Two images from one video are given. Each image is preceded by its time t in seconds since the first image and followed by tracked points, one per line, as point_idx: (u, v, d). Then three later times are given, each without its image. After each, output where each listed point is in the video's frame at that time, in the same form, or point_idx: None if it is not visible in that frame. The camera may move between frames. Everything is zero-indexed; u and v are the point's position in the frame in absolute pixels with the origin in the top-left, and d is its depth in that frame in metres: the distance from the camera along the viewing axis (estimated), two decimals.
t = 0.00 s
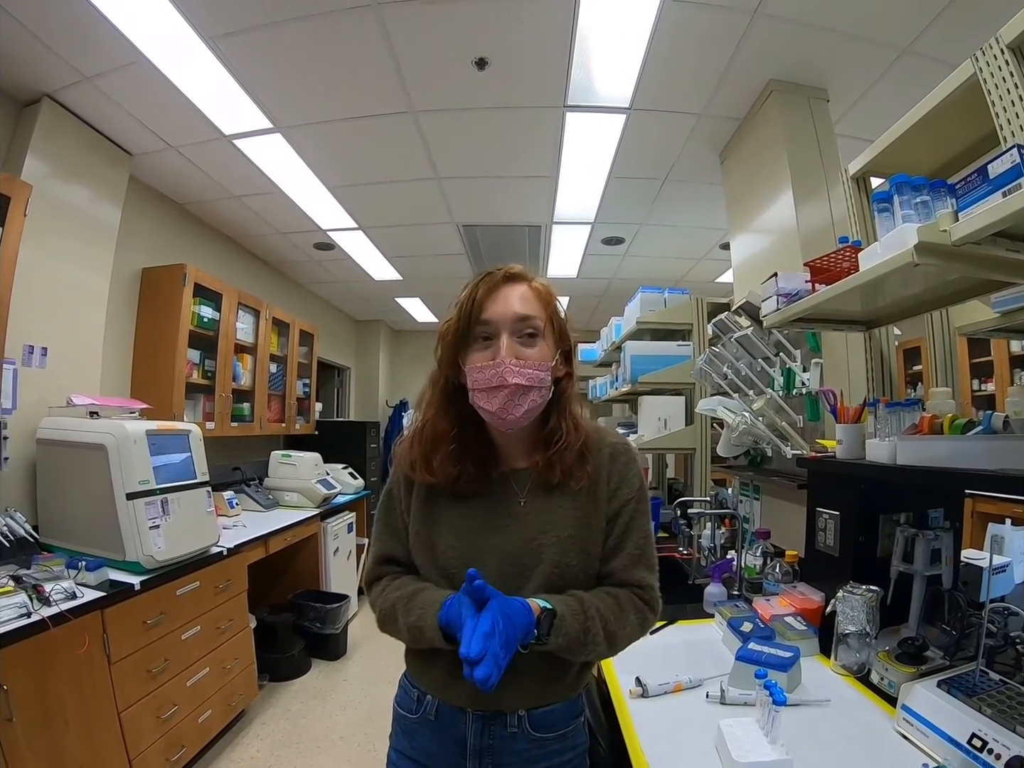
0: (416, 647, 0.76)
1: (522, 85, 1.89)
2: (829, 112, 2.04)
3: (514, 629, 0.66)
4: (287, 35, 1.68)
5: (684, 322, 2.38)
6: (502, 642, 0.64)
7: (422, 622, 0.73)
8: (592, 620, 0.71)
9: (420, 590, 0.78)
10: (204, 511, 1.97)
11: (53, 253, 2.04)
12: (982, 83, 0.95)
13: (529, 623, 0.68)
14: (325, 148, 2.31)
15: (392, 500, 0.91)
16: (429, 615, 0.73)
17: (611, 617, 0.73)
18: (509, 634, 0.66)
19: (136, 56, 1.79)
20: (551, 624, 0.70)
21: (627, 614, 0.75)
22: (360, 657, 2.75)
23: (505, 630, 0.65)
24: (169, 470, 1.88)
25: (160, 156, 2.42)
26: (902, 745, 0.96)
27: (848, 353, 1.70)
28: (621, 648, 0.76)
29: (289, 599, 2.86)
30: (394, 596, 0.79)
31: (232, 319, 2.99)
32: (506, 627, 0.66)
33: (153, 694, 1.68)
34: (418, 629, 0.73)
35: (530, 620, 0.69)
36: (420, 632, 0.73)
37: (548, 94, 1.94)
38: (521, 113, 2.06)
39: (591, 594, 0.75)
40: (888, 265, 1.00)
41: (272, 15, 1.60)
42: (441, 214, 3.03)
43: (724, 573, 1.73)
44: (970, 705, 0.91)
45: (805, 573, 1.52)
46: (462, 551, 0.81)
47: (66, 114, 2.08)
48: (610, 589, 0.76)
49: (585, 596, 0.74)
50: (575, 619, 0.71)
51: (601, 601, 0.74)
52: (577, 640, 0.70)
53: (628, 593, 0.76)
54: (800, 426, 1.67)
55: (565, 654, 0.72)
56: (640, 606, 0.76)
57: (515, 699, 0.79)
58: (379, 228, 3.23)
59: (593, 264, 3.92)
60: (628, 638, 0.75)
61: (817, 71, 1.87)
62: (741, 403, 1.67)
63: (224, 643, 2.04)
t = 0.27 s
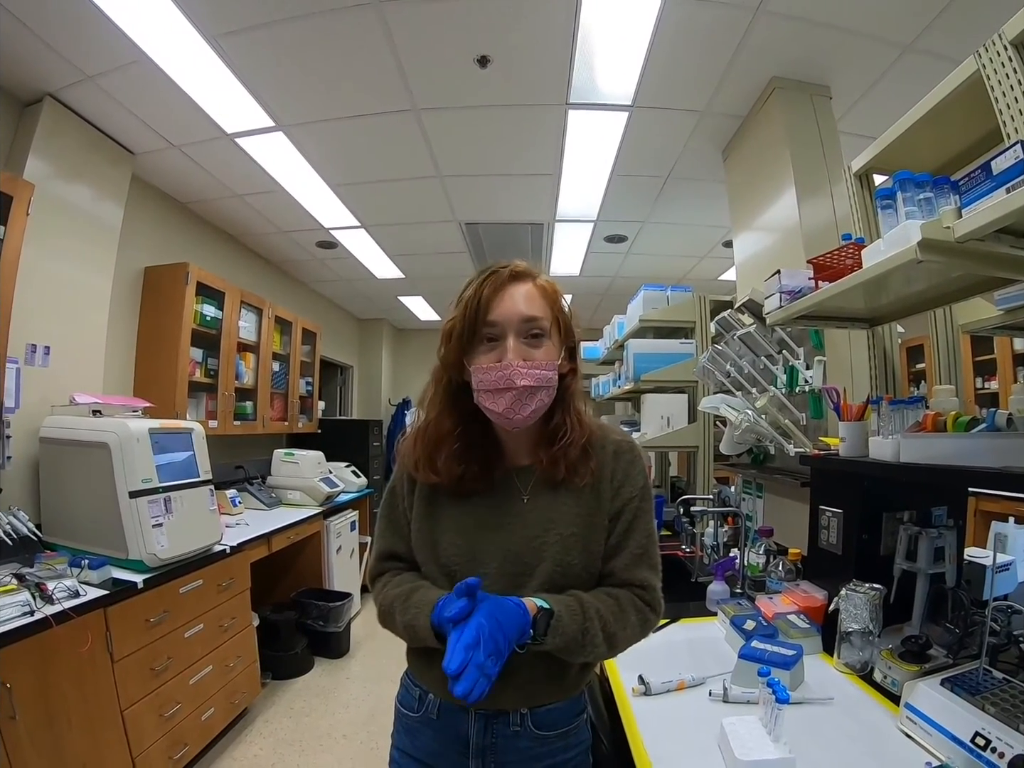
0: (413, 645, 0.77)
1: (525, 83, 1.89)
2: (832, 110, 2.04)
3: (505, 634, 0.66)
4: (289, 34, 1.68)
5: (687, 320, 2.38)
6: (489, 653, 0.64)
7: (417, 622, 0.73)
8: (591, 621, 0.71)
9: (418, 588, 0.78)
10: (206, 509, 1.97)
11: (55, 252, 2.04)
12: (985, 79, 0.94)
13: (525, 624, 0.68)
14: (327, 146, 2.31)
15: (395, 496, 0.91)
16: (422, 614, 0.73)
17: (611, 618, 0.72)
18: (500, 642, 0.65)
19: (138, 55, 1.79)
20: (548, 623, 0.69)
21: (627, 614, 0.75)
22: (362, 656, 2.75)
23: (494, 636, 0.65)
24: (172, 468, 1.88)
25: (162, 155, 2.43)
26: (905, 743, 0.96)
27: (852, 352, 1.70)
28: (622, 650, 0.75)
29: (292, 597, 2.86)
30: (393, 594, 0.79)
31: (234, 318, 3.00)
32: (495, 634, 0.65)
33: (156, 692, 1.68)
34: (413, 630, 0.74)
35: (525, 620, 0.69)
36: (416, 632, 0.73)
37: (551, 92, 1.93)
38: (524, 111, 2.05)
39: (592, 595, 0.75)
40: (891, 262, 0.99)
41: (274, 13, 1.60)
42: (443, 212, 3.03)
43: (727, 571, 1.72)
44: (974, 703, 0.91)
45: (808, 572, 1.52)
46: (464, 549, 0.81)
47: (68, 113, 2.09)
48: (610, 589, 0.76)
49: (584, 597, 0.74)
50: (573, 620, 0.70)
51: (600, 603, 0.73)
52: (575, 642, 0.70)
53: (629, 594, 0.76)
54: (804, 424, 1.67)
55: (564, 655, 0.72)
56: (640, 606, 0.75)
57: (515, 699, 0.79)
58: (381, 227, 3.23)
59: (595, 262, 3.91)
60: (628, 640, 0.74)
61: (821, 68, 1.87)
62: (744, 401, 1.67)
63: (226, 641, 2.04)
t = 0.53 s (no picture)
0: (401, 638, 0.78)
1: (526, 81, 1.89)
2: (833, 107, 2.03)
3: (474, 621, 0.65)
4: (290, 32, 1.68)
5: (688, 317, 2.38)
6: (449, 638, 0.64)
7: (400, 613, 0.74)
8: (588, 618, 0.71)
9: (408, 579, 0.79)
10: (207, 507, 1.98)
11: (56, 251, 2.04)
12: (986, 75, 0.94)
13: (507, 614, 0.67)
14: (327, 144, 2.31)
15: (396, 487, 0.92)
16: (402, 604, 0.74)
17: (610, 617, 0.72)
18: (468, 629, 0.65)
19: (139, 54, 1.79)
20: (540, 614, 0.69)
21: (626, 614, 0.74)
22: (363, 654, 2.76)
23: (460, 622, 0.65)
24: (173, 467, 1.88)
25: (162, 154, 2.43)
26: (905, 741, 0.96)
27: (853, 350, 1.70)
28: (620, 650, 0.75)
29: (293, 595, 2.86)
30: (384, 587, 0.80)
31: (235, 317, 3.00)
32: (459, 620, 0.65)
33: (158, 690, 1.69)
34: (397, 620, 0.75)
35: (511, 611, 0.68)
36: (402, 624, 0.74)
37: (552, 89, 1.93)
38: (524, 109, 2.05)
39: (593, 593, 0.74)
40: (891, 259, 0.99)
41: (275, 12, 1.60)
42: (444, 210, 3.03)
43: (728, 570, 1.69)
44: (975, 701, 0.91)
45: (809, 570, 1.52)
46: (462, 545, 0.81)
47: (69, 112, 2.09)
48: (609, 588, 0.76)
49: (583, 592, 0.73)
50: (568, 612, 0.70)
51: (597, 601, 0.73)
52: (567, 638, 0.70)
53: (629, 594, 0.75)
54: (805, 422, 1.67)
55: (558, 650, 0.71)
56: (640, 606, 0.75)
57: (511, 699, 0.79)
58: (382, 225, 3.23)
59: (596, 260, 3.91)
60: (627, 641, 0.74)
61: (821, 65, 1.86)
62: (745, 399, 1.67)
63: (228, 639, 2.04)
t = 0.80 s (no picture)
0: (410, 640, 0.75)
1: (526, 76, 1.89)
2: (834, 103, 2.03)
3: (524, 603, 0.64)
4: (290, 28, 1.68)
5: (689, 314, 2.37)
6: (510, 622, 0.63)
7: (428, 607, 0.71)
8: (611, 594, 0.72)
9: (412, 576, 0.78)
10: (208, 504, 1.98)
11: (56, 250, 2.04)
12: (987, 71, 0.94)
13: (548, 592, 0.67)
14: (327, 141, 2.31)
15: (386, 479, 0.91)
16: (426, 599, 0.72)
17: (627, 594, 0.74)
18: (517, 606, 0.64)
19: (138, 51, 1.79)
20: (574, 588, 0.69)
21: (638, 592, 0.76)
22: (364, 651, 2.76)
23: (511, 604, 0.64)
24: (174, 464, 1.89)
25: (162, 152, 2.42)
26: (906, 738, 0.96)
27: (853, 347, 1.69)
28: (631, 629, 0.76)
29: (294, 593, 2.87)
30: (387, 588, 0.77)
31: (235, 314, 3.00)
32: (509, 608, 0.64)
33: (159, 687, 1.69)
34: (411, 618, 0.73)
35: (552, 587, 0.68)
36: (423, 618, 0.71)
37: (552, 85, 1.93)
38: (524, 105, 2.05)
39: (610, 573, 0.76)
40: (891, 254, 0.99)
41: (274, 8, 1.60)
42: (444, 207, 3.03)
43: (728, 566, 1.70)
44: (975, 698, 0.91)
45: (810, 566, 1.52)
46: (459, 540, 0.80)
47: (68, 110, 2.08)
48: (619, 570, 0.77)
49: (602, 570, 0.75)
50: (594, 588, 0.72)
51: (614, 576, 0.75)
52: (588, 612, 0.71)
53: (637, 574, 0.78)
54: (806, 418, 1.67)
55: (582, 632, 0.72)
56: (649, 586, 0.77)
57: (515, 693, 0.79)
58: (383, 221, 3.23)
59: (597, 256, 3.91)
60: (640, 617, 0.76)
61: (822, 61, 1.86)
62: (745, 395, 1.67)
63: (229, 636, 2.04)
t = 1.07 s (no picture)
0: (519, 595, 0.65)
1: (525, 73, 1.89)
2: (834, 100, 2.03)
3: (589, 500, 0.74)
4: (289, 26, 1.68)
5: (689, 310, 2.37)
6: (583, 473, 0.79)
7: (546, 525, 0.66)
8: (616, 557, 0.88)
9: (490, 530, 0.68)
10: (208, 501, 1.98)
11: (56, 248, 2.04)
12: (987, 69, 0.94)
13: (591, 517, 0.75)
14: (327, 138, 2.31)
15: (400, 467, 0.74)
16: (538, 518, 0.67)
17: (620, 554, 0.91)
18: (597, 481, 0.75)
19: (137, 49, 1.79)
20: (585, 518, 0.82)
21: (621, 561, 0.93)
22: (365, 648, 2.77)
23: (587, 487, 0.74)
24: (174, 462, 1.89)
25: (161, 149, 2.42)
26: (905, 735, 0.97)
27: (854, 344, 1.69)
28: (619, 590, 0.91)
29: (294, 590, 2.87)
30: (476, 554, 0.64)
31: (235, 312, 3.00)
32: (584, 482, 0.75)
33: (160, 685, 1.69)
34: (528, 560, 0.64)
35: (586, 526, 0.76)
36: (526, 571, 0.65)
37: (552, 82, 1.93)
38: (524, 102, 2.05)
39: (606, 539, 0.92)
40: (891, 252, 0.99)
41: (273, 5, 1.60)
42: (444, 204, 3.03)
43: (727, 563, 1.68)
44: (974, 696, 0.91)
45: (809, 563, 1.53)
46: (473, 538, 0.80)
47: (67, 108, 2.08)
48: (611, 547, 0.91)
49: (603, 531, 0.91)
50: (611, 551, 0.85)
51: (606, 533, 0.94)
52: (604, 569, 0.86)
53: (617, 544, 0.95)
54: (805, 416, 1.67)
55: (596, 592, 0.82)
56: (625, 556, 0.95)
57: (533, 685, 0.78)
58: (383, 219, 3.23)
59: (596, 253, 3.91)
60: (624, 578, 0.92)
61: (823, 57, 1.86)
62: (745, 392, 1.67)
63: (229, 634, 2.04)
